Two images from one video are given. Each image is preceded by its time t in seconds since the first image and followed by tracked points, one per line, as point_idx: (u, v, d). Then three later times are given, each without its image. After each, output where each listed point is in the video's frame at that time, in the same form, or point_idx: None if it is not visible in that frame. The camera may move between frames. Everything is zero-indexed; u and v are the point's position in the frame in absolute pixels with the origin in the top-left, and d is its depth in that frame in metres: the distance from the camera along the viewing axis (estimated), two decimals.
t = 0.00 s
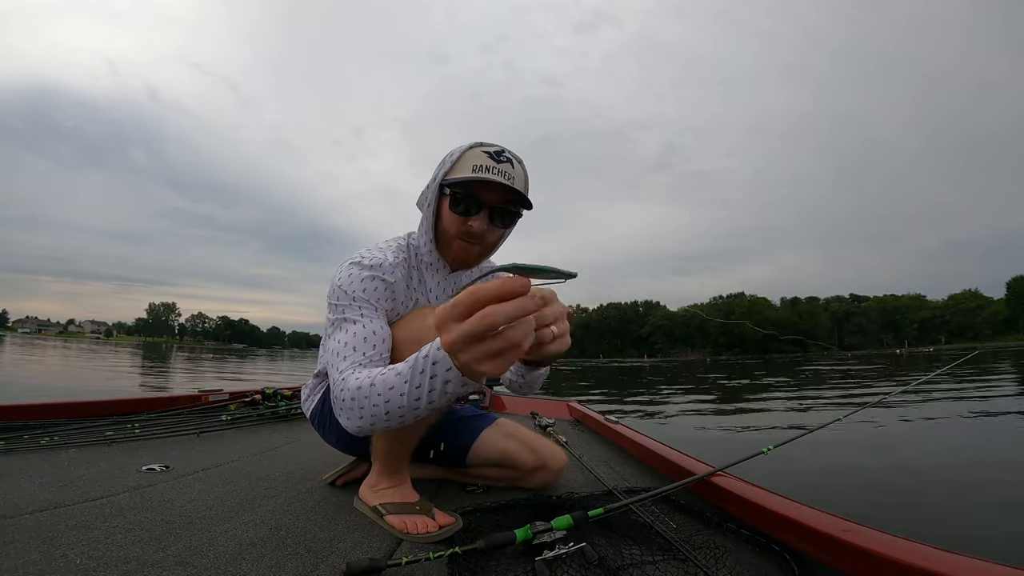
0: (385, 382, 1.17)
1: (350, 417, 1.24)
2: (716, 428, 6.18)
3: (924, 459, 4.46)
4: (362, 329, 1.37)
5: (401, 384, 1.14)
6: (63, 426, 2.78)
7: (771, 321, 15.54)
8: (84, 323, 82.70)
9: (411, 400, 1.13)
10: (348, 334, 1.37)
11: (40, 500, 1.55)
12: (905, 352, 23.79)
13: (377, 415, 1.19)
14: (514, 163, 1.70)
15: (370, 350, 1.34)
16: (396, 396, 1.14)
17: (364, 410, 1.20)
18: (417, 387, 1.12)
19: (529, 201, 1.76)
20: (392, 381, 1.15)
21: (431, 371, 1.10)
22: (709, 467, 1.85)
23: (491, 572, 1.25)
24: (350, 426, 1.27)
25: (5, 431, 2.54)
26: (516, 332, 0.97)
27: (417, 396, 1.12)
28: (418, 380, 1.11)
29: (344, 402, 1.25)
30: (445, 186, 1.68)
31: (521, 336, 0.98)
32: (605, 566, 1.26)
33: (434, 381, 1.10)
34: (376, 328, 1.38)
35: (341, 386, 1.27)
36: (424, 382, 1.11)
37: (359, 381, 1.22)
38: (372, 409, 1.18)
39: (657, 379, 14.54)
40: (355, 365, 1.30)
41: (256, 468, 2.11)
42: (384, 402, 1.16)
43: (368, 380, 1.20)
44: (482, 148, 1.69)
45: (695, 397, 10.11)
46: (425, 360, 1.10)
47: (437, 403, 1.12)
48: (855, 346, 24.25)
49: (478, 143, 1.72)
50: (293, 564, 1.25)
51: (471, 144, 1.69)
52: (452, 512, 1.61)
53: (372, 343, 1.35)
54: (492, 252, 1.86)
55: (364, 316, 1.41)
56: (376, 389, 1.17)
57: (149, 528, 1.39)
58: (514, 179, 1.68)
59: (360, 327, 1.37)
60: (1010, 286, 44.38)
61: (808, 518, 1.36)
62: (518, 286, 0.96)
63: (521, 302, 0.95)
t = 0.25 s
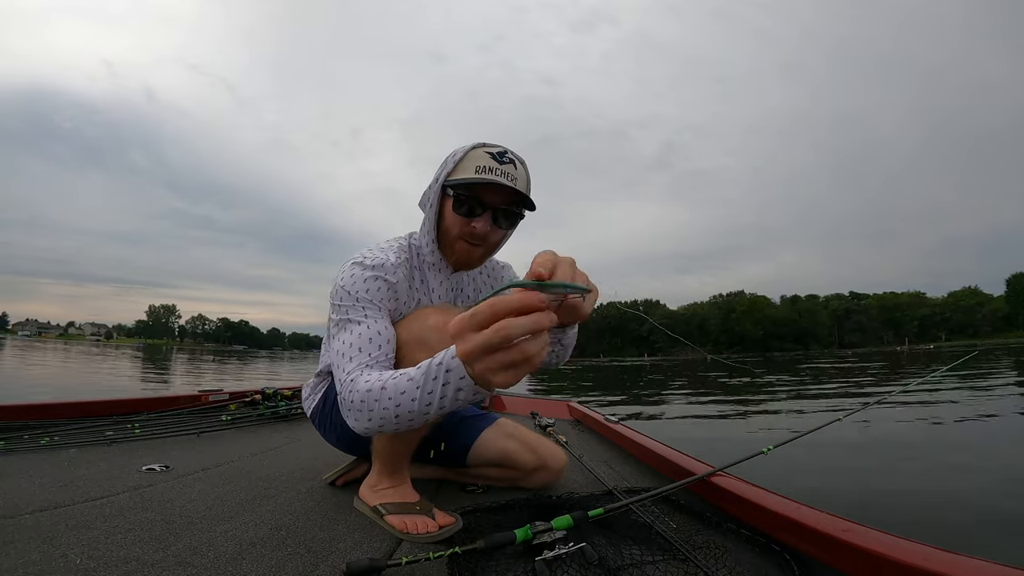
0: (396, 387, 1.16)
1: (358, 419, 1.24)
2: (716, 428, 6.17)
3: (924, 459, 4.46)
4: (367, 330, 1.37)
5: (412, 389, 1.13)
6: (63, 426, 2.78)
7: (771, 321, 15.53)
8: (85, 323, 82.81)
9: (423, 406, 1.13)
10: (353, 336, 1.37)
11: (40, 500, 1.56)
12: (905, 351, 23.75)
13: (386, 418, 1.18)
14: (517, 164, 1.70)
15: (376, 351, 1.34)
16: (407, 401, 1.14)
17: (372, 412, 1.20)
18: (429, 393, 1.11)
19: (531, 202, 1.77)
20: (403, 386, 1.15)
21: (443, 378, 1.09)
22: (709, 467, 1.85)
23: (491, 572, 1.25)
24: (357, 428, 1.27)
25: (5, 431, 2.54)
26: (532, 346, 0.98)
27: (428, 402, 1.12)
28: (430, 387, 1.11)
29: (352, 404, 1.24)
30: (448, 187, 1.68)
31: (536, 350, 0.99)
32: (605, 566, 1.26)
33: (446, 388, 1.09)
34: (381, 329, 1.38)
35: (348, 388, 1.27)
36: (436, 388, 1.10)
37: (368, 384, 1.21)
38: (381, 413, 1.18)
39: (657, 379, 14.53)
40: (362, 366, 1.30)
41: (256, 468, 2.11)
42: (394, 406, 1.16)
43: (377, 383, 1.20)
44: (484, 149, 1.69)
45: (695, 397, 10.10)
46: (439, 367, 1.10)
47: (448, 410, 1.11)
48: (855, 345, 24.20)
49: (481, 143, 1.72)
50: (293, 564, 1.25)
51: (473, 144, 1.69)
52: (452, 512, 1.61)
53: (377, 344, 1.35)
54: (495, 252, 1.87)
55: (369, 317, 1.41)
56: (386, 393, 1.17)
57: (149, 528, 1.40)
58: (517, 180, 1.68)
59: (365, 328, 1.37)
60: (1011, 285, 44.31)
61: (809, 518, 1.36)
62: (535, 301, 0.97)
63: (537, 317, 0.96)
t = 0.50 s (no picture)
0: (391, 386, 1.17)
1: (356, 418, 1.24)
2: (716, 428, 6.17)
3: (924, 459, 4.46)
4: (366, 330, 1.37)
5: (406, 389, 1.14)
6: (63, 426, 2.78)
7: (772, 320, 15.52)
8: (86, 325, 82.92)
9: (417, 406, 1.13)
10: (352, 335, 1.37)
11: (40, 500, 1.56)
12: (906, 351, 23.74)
13: (382, 418, 1.19)
14: (516, 163, 1.70)
15: (375, 351, 1.34)
16: (401, 401, 1.14)
17: (369, 412, 1.20)
18: (423, 393, 1.12)
19: (531, 201, 1.77)
20: (398, 385, 1.15)
21: (437, 378, 1.10)
22: (709, 467, 1.85)
23: (491, 572, 1.25)
24: (355, 428, 1.27)
25: (5, 431, 2.54)
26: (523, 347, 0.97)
27: (422, 401, 1.13)
28: (424, 386, 1.12)
29: (349, 404, 1.25)
30: (447, 187, 1.68)
31: (525, 353, 0.98)
32: (605, 566, 1.26)
33: (439, 388, 1.10)
34: (379, 329, 1.38)
35: (345, 387, 1.27)
36: (428, 388, 1.11)
37: (364, 384, 1.22)
38: (377, 412, 1.18)
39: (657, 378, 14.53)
40: (359, 366, 1.30)
41: (256, 468, 2.11)
42: (389, 406, 1.16)
43: (373, 383, 1.21)
44: (483, 148, 1.69)
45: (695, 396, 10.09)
46: (431, 367, 1.11)
47: (442, 409, 1.12)
48: (855, 344, 24.19)
49: (479, 143, 1.72)
50: (293, 564, 1.25)
51: (472, 144, 1.70)
52: (452, 512, 1.61)
53: (376, 345, 1.35)
54: (495, 252, 1.87)
55: (368, 317, 1.41)
56: (381, 392, 1.18)
57: (149, 528, 1.40)
58: (516, 179, 1.68)
59: (364, 328, 1.37)
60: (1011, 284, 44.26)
61: (808, 518, 1.37)
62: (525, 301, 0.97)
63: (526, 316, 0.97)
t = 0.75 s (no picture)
0: (390, 383, 1.17)
1: (356, 416, 1.24)
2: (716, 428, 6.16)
3: (924, 459, 4.46)
4: (368, 328, 1.37)
5: (405, 385, 1.14)
6: (63, 426, 2.78)
7: (772, 319, 15.50)
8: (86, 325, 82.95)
9: (415, 402, 1.13)
10: (353, 333, 1.37)
11: (40, 500, 1.56)
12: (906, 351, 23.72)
13: (383, 415, 1.19)
14: (518, 163, 1.70)
15: (376, 349, 1.34)
16: (400, 397, 1.14)
17: (369, 409, 1.20)
18: (421, 389, 1.12)
19: (533, 200, 1.77)
20: (396, 382, 1.15)
21: (434, 373, 1.10)
22: (709, 467, 1.85)
23: (491, 572, 1.25)
24: (356, 426, 1.27)
25: (4, 432, 2.54)
26: (526, 346, 0.97)
27: (421, 397, 1.12)
28: (422, 382, 1.12)
29: (350, 401, 1.25)
30: (450, 186, 1.68)
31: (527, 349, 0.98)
32: (605, 566, 1.26)
33: (438, 384, 1.10)
34: (381, 327, 1.38)
35: (347, 384, 1.27)
36: (427, 384, 1.11)
37: (365, 381, 1.22)
38: (376, 409, 1.18)
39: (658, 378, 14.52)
40: (361, 364, 1.30)
41: (256, 468, 2.11)
42: (389, 403, 1.16)
43: (373, 380, 1.21)
44: (487, 148, 1.69)
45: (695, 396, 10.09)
46: (431, 363, 1.11)
47: (440, 405, 1.12)
48: (856, 344, 24.17)
49: (482, 143, 1.72)
50: (293, 564, 1.25)
51: (475, 144, 1.70)
52: (452, 512, 1.61)
53: (378, 342, 1.35)
54: (497, 252, 1.87)
55: (370, 315, 1.41)
56: (381, 389, 1.18)
57: (149, 528, 1.40)
58: (519, 180, 1.68)
59: (366, 326, 1.37)
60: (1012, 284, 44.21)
61: (808, 518, 1.37)
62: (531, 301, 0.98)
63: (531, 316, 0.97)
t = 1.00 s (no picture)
0: (384, 374, 1.17)
1: (354, 411, 1.24)
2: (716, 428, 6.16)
3: (925, 459, 4.45)
4: (367, 325, 1.37)
5: (397, 375, 1.14)
6: (63, 426, 2.78)
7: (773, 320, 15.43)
8: (86, 323, 82.93)
9: (408, 391, 1.13)
10: (354, 330, 1.37)
11: (40, 500, 1.56)
12: (907, 352, 23.68)
13: (379, 409, 1.18)
14: (519, 163, 1.70)
15: (376, 346, 1.34)
16: (394, 388, 1.14)
17: (366, 403, 1.20)
18: (413, 377, 1.12)
19: (534, 200, 1.77)
20: (390, 372, 1.15)
21: (424, 360, 1.11)
22: (709, 467, 1.85)
23: (491, 572, 1.24)
24: (355, 422, 1.27)
25: (5, 432, 2.55)
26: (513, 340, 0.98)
27: (414, 386, 1.13)
28: (413, 370, 1.12)
29: (349, 397, 1.24)
30: (450, 185, 1.68)
31: (511, 348, 0.99)
32: (606, 566, 1.25)
33: (428, 370, 1.11)
34: (380, 324, 1.38)
35: (346, 380, 1.27)
36: (419, 372, 1.12)
37: (362, 375, 1.22)
38: (373, 403, 1.18)
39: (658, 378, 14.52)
40: (360, 361, 1.30)
41: (256, 468, 2.11)
42: (384, 395, 1.16)
43: (369, 373, 1.21)
44: (488, 148, 1.69)
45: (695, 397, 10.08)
46: (420, 350, 1.12)
47: (432, 393, 1.13)
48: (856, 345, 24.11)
49: (483, 143, 1.72)
50: (293, 563, 1.25)
51: (476, 144, 1.70)
52: (452, 512, 1.61)
53: (377, 339, 1.35)
54: (497, 251, 1.86)
55: (370, 312, 1.41)
56: (376, 382, 1.17)
57: (149, 528, 1.40)
58: (520, 179, 1.68)
59: (365, 323, 1.37)
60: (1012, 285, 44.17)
61: (808, 518, 1.36)
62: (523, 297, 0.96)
63: (522, 311, 0.97)
